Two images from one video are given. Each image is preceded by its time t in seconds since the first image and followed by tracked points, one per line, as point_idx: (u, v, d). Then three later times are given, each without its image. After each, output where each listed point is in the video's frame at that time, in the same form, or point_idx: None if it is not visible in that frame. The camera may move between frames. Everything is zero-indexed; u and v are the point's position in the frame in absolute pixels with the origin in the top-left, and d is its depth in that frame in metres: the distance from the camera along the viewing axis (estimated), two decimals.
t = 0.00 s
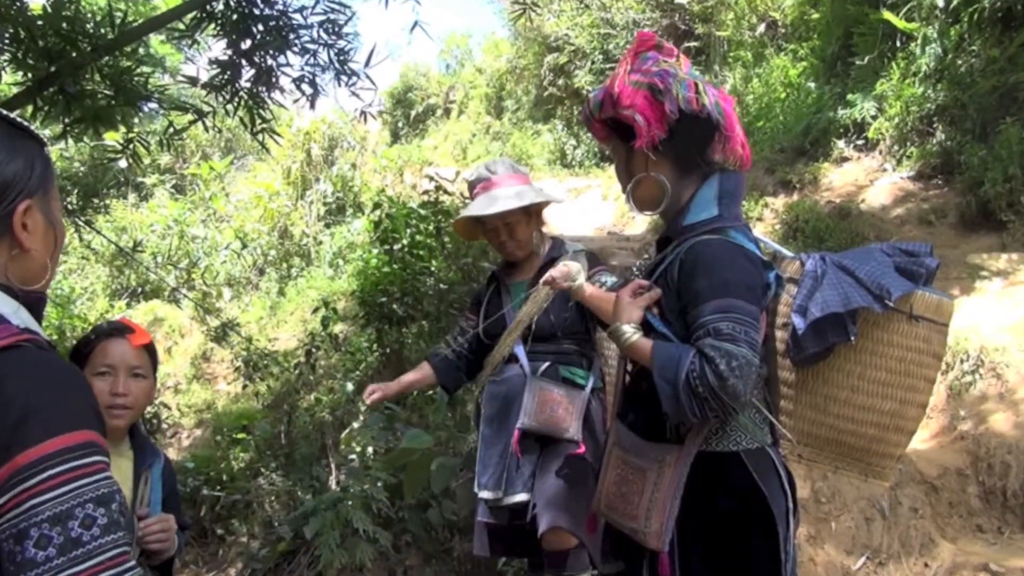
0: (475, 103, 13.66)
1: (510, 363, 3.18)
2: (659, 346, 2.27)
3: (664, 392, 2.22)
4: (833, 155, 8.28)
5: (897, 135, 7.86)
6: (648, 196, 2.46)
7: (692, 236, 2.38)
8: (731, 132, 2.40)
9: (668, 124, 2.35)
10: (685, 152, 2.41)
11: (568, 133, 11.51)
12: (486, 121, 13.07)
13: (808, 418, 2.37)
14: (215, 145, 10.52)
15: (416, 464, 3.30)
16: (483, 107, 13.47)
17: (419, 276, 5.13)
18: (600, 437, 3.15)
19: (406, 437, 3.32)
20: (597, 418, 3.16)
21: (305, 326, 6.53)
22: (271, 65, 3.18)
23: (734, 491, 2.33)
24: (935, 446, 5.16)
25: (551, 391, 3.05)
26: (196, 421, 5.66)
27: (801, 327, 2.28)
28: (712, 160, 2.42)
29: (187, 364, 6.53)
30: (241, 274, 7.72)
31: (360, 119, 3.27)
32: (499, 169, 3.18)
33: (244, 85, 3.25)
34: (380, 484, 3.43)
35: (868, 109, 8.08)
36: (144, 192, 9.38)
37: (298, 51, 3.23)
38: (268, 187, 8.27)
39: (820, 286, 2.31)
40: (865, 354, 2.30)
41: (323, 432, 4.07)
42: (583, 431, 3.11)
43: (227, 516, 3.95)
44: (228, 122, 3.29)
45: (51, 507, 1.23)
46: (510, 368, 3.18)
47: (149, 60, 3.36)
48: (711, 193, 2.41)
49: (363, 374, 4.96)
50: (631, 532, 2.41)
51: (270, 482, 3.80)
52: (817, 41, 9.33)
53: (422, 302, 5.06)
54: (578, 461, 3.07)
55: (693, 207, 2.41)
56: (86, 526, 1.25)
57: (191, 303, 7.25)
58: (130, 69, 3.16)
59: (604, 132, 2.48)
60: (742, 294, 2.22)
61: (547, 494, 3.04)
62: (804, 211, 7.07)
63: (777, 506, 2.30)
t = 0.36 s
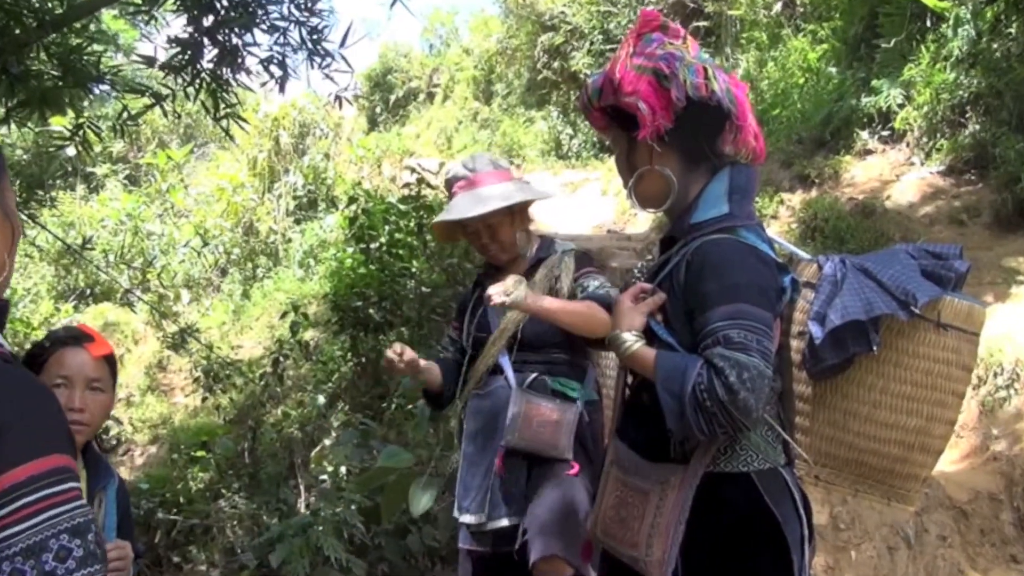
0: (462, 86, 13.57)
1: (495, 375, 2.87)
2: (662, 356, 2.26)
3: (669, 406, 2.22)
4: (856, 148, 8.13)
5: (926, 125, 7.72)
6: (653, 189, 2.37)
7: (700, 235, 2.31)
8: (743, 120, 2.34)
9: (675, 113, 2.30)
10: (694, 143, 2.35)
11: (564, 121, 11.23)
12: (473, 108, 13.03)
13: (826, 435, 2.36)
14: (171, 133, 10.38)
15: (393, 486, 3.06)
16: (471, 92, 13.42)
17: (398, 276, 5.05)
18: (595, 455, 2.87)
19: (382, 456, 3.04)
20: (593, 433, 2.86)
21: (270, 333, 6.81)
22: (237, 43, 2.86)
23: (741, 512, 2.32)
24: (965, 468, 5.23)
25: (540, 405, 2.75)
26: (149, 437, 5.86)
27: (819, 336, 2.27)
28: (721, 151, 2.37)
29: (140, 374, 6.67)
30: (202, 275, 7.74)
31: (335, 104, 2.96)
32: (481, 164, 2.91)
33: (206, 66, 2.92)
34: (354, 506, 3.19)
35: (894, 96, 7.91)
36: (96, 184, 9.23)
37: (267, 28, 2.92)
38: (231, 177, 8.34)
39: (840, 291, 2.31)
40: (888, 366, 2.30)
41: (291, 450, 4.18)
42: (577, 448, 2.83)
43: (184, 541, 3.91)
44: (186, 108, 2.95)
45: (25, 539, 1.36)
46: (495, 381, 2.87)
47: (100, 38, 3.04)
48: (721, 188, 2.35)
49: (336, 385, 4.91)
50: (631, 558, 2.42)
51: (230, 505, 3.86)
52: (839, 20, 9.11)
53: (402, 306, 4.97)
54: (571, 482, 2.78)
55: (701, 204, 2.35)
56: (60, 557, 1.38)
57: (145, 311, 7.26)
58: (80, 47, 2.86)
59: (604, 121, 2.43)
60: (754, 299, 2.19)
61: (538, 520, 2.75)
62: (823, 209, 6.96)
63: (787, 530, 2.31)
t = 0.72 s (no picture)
0: (450, 68, 13.86)
1: (486, 390, 2.60)
2: (666, 368, 2.00)
3: (673, 424, 1.96)
4: (883, 140, 7.83)
5: (959, 113, 7.42)
6: (659, 186, 2.08)
7: (712, 234, 2.04)
8: (758, 111, 2.05)
9: (684, 103, 2.03)
10: (704, 135, 2.07)
11: (560, 108, 11.06)
12: (463, 91, 13.20)
13: (846, 458, 2.08)
14: (126, 118, 10.56)
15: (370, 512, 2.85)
16: (459, 75, 13.67)
17: (378, 280, 4.78)
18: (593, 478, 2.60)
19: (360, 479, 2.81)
20: (593, 454, 2.60)
21: (235, 342, 7.05)
22: (201, 20, 2.58)
23: (755, 543, 2.04)
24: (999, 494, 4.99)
25: (536, 421, 2.49)
26: (104, 455, 6.14)
27: (840, 348, 1.99)
28: (735, 145, 2.08)
29: (93, 385, 6.92)
30: (161, 275, 7.89)
31: (308, 89, 2.68)
32: (467, 158, 2.63)
33: (166, 45, 2.64)
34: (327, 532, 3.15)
35: (923, 82, 7.57)
36: (47, 174, 9.17)
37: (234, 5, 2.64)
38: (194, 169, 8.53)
39: (862, 298, 2.03)
40: (915, 382, 2.01)
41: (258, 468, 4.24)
42: (575, 469, 2.56)
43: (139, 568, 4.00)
44: (144, 91, 2.68)
45: None
46: (486, 396, 2.59)
47: (50, 12, 2.74)
48: (733, 185, 2.08)
49: (309, 400, 4.89)
50: None
51: (193, 532, 3.85)
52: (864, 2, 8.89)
53: (382, 310, 4.77)
54: (566, 510, 2.50)
55: (711, 202, 2.08)
56: None
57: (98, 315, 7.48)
58: (28, 22, 2.56)
59: (604, 111, 2.17)
60: (769, 306, 1.92)
61: (532, 549, 2.48)
62: (845, 207, 6.80)
63: (807, 561, 2.02)
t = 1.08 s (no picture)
0: (436, 53, 13.70)
1: (477, 405, 2.34)
2: (676, 381, 1.75)
3: (681, 445, 1.72)
4: (915, 133, 7.54)
5: (998, 103, 7.07)
6: (668, 182, 1.84)
7: (726, 234, 1.78)
8: (780, 99, 1.81)
9: (698, 88, 1.78)
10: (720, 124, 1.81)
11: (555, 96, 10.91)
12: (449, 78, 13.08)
13: (873, 485, 1.78)
14: (79, 104, 9.74)
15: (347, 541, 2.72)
16: (444, 59, 13.56)
17: (353, 286, 4.60)
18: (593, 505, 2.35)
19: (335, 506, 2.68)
20: (593, 478, 2.35)
21: (195, 353, 6.88)
22: None
23: None
24: None
25: (530, 442, 2.25)
26: (52, 476, 5.74)
27: (866, 362, 1.73)
28: (753, 137, 1.84)
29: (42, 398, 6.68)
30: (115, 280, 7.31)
31: (281, 72, 2.44)
32: (460, 152, 2.37)
33: (124, 24, 2.40)
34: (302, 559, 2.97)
35: (959, 71, 7.24)
36: None
37: None
38: (152, 161, 8.35)
39: (892, 307, 1.77)
40: (951, 400, 1.73)
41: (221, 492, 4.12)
42: (575, 495, 2.32)
43: None
44: (98, 73, 2.44)
45: None
46: (477, 413, 2.33)
47: None
48: (751, 180, 1.81)
49: (279, 416, 4.72)
50: None
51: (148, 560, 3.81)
52: None
53: (360, 317, 4.56)
54: (563, 540, 2.25)
55: (726, 198, 1.82)
56: None
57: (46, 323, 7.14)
58: None
59: (610, 99, 1.91)
60: (791, 314, 1.67)
61: None
62: (873, 206, 6.59)
63: None
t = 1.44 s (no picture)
0: (424, 33, 13.41)
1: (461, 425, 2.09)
2: (688, 400, 1.54)
3: (694, 473, 1.51)
4: (955, 124, 6.39)
5: None
6: (680, 180, 1.59)
7: (744, 237, 1.56)
8: (804, 85, 1.58)
9: (713, 74, 1.54)
10: (737, 113, 1.58)
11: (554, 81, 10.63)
12: (439, 61, 12.80)
13: (906, 515, 1.82)
14: (29, 89, 9.63)
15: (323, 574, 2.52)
16: (434, 39, 13.19)
17: (329, 291, 4.38)
18: (593, 534, 2.12)
19: (310, 535, 2.49)
20: (592, 505, 2.10)
21: (155, 365, 6.64)
22: None
23: None
24: None
25: (519, 465, 2.01)
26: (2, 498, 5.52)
27: (900, 380, 1.74)
28: (775, 129, 1.60)
29: None
30: (65, 285, 7.20)
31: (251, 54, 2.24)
32: (448, 144, 2.12)
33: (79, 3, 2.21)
34: None
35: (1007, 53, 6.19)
36: None
37: None
38: (109, 154, 8.12)
39: (930, 319, 1.76)
40: (993, 423, 1.74)
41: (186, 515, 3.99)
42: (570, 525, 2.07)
43: None
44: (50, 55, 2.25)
45: None
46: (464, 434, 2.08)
47: None
48: (772, 177, 1.58)
49: (247, 436, 4.52)
50: None
51: None
52: None
53: (338, 326, 4.33)
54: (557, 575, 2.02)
55: (745, 196, 1.59)
56: None
57: None
58: None
59: (616, 86, 1.67)
60: (816, 326, 1.45)
61: None
62: (908, 204, 5.85)
63: None
